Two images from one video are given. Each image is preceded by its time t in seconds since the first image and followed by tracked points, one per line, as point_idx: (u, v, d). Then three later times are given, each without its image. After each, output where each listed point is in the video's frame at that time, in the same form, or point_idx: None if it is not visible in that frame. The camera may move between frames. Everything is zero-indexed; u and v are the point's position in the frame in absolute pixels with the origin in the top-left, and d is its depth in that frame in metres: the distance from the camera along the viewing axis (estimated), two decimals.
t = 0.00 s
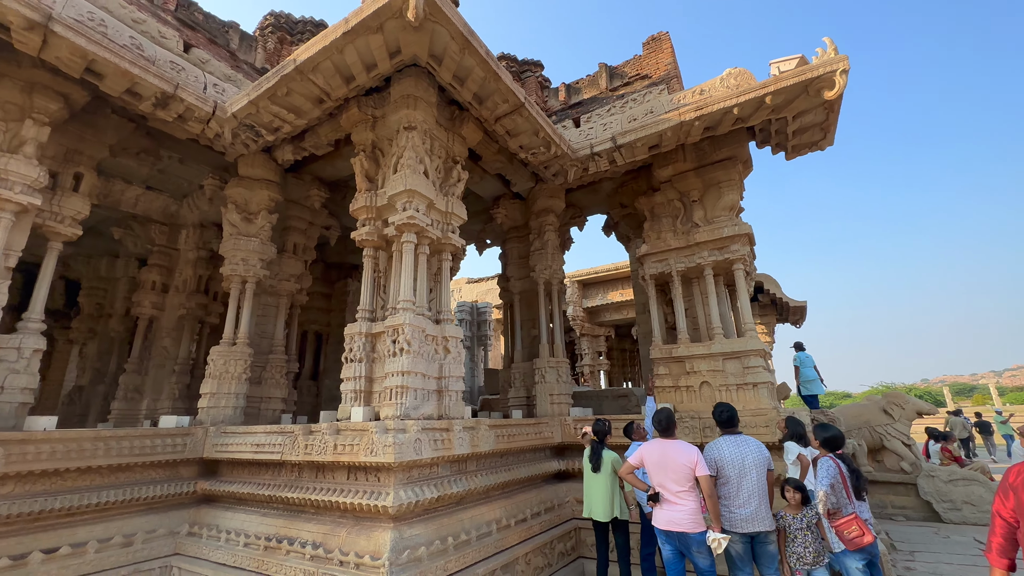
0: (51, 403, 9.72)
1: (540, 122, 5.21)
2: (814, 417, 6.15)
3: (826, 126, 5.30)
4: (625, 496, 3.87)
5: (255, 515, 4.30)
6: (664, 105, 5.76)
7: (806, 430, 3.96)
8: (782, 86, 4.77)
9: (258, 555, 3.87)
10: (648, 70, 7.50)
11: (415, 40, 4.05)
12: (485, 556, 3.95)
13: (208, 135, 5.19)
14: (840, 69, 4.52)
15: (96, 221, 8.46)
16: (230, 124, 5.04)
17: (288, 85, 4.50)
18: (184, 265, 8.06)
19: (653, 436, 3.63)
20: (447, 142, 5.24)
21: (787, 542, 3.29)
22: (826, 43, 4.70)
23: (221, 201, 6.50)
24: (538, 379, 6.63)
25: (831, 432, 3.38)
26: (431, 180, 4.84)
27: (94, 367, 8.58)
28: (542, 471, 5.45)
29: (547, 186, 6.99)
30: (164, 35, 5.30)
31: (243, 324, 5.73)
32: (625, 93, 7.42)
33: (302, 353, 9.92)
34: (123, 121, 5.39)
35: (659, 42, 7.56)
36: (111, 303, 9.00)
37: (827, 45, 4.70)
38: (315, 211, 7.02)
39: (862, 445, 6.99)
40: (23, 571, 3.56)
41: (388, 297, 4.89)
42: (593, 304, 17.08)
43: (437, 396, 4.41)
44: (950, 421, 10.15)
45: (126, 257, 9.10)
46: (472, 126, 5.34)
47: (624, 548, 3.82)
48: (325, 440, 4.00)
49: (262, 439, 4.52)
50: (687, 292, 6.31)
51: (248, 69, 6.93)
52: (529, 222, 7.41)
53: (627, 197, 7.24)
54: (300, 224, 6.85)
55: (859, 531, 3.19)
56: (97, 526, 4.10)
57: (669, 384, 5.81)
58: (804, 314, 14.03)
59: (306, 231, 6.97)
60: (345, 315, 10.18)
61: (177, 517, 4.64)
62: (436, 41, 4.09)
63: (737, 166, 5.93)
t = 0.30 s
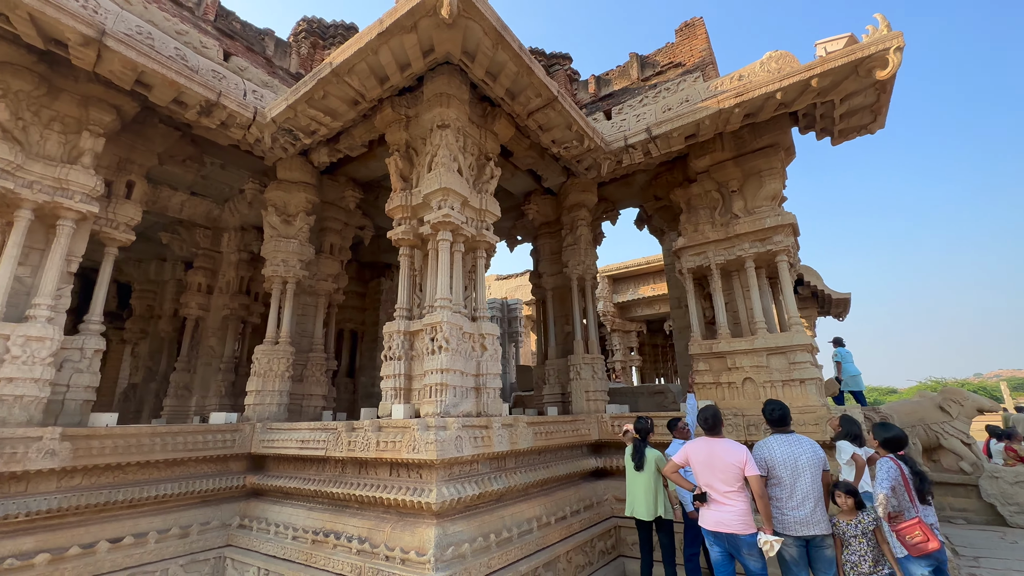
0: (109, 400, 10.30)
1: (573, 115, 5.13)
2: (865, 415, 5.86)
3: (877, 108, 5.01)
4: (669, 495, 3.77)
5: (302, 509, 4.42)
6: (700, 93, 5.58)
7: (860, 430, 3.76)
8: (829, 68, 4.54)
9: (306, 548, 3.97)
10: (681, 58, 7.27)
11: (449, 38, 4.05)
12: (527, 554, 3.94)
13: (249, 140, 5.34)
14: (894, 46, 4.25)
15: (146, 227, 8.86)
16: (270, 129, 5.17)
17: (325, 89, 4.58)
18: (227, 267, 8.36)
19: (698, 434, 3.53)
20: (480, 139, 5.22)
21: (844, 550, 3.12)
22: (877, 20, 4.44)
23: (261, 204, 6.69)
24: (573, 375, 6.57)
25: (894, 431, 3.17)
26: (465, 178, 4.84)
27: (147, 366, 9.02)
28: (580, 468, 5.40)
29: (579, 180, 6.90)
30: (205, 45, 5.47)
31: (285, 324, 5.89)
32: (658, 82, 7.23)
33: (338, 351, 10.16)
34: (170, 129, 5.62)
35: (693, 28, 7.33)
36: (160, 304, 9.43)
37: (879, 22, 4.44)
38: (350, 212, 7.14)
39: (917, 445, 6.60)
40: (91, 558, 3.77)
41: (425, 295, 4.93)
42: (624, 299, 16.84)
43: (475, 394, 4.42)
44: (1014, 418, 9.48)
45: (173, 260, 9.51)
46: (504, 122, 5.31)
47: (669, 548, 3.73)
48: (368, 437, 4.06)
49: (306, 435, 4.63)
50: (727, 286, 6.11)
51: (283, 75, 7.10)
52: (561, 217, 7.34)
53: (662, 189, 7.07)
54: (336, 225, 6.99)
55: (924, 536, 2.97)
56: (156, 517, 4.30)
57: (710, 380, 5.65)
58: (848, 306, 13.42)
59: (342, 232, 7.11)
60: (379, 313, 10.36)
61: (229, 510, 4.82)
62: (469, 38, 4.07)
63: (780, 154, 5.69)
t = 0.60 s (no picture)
0: (158, 397, 10.78)
1: (608, 109, 5.03)
2: (920, 416, 5.55)
3: (934, 91, 4.72)
4: (715, 498, 3.66)
5: (344, 505, 4.50)
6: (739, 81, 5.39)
7: (922, 434, 3.53)
8: (881, 50, 4.30)
9: (349, 544, 4.04)
10: (717, 46, 7.04)
11: (483, 35, 4.02)
12: (568, 554, 3.90)
13: (287, 145, 5.46)
14: (954, 23, 3.98)
15: (189, 231, 9.22)
16: (307, 133, 5.27)
17: (360, 91, 4.63)
18: (266, 268, 8.61)
19: (746, 436, 3.39)
20: (512, 137, 5.19)
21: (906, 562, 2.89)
22: None
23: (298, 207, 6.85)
24: (608, 374, 6.48)
25: (964, 435, 2.98)
26: (499, 176, 4.82)
27: (192, 365, 9.40)
28: (617, 468, 5.32)
29: (612, 175, 6.78)
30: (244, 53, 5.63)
31: (323, 323, 6.01)
32: (692, 72, 7.03)
33: (372, 349, 10.34)
34: (212, 136, 5.81)
35: (729, 15, 7.09)
36: (204, 305, 9.80)
37: None
38: (383, 213, 7.23)
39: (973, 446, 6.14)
40: (150, 549, 3.94)
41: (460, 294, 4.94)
42: (655, 296, 16.55)
43: (513, 393, 4.41)
44: None
45: (215, 263, 9.86)
46: (537, 118, 5.26)
47: (716, 553, 3.62)
48: (408, 436, 4.10)
49: (346, 433, 4.71)
50: (768, 281, 5.90)
51: (317, 79, 7.24)
52: (593, 214, 7.24)
53: (698, 182, 6.87)
54: (370, 226, 7.09)
55: (999, 548, 2.72)
56: (207, 511, 4.46)
57: (752, 379, 5.47)
58: (894, 301, 12.79)
59: (376, 232, 7.21)
60: (411, 312, 10.48)
61: (274, 505, 4.96)
62: (503, 34, 4.04)
63: (825, 142, 5.44)
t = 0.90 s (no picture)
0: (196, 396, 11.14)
1: (640, 103, 4.93)
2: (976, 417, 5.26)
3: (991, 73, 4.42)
4: (762, 501, 3.53)
5: (381, 503, 4.54)
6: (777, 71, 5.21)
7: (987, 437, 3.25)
8: (933, 31, 4.08)
9: (388, 543, 4.07)
10: (750, 36, 6.83)
11: (515, 31, 3.99)
12: (608, 557, 3.83)
13: (320, 148, 5.54)
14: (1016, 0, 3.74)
15: (225, 235, 9.48)
16: (340, 135, 5.33)
17: (393, 92, 4.65)
18: (298, 270, 8.79)
19: (795, 437, 3.26)
20: (543, 134, 5.14)
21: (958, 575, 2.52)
22: None
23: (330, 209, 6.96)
24: (641, 373, 6.36)
25: None
26: (530, 174, 4.78)
27: (229, 364, 9.67)
28: (654, 469, 5.21)
29: (642, 171, 6.66)
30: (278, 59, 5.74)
31: (356, 323, 6.09)
32: (724, 63, 6.84)
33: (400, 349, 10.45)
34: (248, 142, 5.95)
35: (762, 3, 6.87)
36: (239, 307, 10.07)
37: None
38: (412, 213, 7.28)
39: None
40: (197, 544, 4.05)
41: (493, 293, 4.92)
42: (682, 293, 16.24)
43: (548, 392, 4.36)
44: None
45: (248, 265, 10.13)
46: (567, 114, 5.20)
47: (763, 558, 3.50)
48: (445, 435, 4.10)
49: (382, 432, 4.74)
50: (809, 277, 5.69)
51: (347, 83, 7.34)
52: (623, 210, 7.13)
53: (732, 176, 6.68)
54: (400, 226, 7.15)
55: None
56: (249, 508, 4.56)
57: (794, 378, 5.28)
58: (939, 296, 12.22)
59: (405, 233, 7.26)
60: (438, 312, 10.54)
61: (313, 502, 5.04)
62: (535, 30, 4.00)
63: (870, 131, 5.20)
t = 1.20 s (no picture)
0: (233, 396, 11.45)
1: (678, 97, 4.82)
2: None
3: None
4: (819, 506, 3.39)
5: (422, 503, 4.56)
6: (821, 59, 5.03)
7: None
8: (994, 11, 3.86)
9: (431, 543, 4.08)
10: (787, 24, 6.62)
11: (552, 29, 3.96)
12: (655, 561, 3.75)
13: (355, 152, 5.62)
14: None
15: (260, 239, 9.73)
16: (375, 139, 5.39)
17: (428, 94, 4.67)
18: (331, 273, 8.95)
19: (854, 440, 3.12)
20: (577, 131, 5.08)
21: None
22: None
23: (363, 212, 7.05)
24: (678, 373, 6.23)
25: None
26: (566, 172, 4.74)
27: (265, 366, 9.91)
28: (695, 471, 5.09)
29: (676, 166, 6.53)
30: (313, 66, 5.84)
31: (391, 325, 6.15)
32: (760, 54, 6.65)
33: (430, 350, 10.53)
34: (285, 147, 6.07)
35: None
36: (273, 309, 10.31)
37: None
38: (443, 215, 7.32)
39: None
40: (246, 542, 4.14)
41: (529, 293, 4.90)
42: (712, 291, 15.92)
43: (588, 392, 4.30)
44: None
45: (282, 269, 10.36)
46: (602, 111, 5.13)
47: (820, 564, 3.37)
48: (486, 436, 4.09)
49: (422, 432, 4.77)
50: (856, 272, 5.47)
51: (377, 87, 7.43)
52: (656, 207, 7.00)
53: (770, 169, 6.48)
54: (431, 228, 7.19)
55: None
56: (294, 506, 4.65)
57: (842, 378, 5.09)
58: (988, 291, 11.64)
59: (437, 234, 7.30)
60: (467, 312, 10.58)
61: (354, 501, 5.10)
62: (572, 26, 3.96)
63: (922, 119, 4.97)
